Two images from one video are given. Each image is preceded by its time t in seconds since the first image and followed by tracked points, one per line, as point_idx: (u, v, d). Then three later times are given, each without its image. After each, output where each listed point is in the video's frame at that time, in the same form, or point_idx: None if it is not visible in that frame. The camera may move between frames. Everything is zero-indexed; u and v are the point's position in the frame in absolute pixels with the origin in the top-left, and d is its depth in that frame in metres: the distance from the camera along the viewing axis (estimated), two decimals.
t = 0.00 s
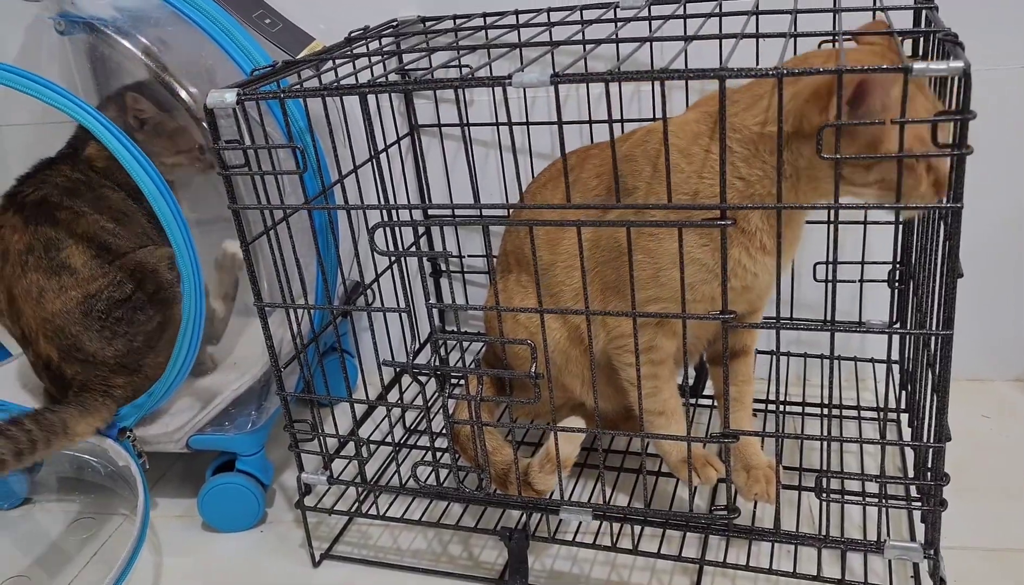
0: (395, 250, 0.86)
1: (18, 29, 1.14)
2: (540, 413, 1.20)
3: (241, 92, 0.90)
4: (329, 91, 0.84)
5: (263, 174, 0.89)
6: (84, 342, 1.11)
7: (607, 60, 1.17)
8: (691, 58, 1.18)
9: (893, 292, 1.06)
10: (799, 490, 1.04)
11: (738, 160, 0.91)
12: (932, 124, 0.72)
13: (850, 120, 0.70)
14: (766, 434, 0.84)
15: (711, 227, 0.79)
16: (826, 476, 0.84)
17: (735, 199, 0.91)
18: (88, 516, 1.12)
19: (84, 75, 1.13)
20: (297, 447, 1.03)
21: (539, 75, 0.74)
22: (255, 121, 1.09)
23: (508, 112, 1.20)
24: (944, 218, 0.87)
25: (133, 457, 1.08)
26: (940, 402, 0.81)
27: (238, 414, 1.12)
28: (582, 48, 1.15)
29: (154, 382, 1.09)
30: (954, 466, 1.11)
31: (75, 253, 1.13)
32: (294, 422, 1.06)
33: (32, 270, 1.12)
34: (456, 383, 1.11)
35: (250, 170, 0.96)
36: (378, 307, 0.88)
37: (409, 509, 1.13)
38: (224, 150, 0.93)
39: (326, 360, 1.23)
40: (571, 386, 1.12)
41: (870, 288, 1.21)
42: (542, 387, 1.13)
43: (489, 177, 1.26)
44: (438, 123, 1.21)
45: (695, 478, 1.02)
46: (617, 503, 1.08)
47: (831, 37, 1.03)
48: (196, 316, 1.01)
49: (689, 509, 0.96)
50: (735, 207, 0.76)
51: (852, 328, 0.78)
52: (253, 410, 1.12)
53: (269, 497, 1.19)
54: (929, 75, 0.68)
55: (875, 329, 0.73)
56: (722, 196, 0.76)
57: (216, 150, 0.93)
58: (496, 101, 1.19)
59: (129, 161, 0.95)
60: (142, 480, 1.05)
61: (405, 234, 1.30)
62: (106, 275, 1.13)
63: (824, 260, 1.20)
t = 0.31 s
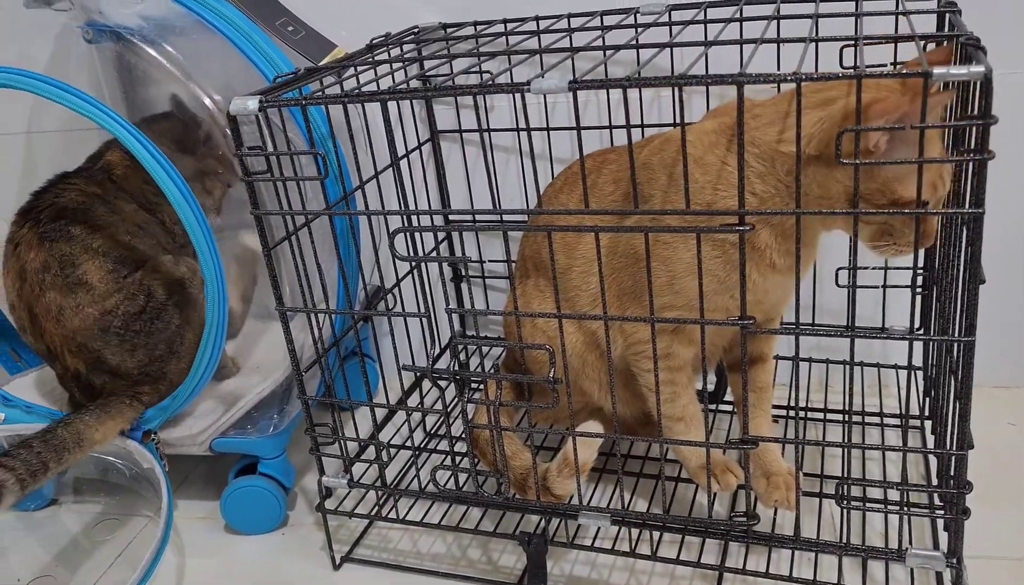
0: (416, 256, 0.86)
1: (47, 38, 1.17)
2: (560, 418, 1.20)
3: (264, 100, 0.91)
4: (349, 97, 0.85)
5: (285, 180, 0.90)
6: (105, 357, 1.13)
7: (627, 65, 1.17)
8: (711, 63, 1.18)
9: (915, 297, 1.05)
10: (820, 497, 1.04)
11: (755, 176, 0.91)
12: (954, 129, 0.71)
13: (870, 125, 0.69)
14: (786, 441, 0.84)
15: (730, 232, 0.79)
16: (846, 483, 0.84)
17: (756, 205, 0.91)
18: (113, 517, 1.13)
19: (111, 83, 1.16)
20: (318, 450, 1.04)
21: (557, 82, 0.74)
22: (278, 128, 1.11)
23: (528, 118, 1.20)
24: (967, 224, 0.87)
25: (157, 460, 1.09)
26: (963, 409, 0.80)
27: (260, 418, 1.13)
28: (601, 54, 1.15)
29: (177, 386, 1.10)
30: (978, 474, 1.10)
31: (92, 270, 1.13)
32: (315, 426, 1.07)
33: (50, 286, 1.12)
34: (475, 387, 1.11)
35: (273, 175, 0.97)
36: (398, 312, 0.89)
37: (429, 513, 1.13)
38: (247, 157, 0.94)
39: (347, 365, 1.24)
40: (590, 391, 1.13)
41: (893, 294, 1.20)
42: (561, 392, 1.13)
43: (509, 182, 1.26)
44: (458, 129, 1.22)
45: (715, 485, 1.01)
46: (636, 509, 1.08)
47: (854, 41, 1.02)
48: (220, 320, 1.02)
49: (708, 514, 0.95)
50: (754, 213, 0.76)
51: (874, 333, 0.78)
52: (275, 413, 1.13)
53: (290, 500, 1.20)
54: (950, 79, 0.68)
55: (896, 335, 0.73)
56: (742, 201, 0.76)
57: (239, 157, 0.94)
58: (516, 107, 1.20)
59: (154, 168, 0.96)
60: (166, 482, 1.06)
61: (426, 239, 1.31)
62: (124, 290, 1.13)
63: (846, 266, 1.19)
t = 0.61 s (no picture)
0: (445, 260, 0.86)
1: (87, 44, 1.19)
2: (588, 423, 1.19)
3: (297, 104, 0.92)
4: (381, 102, 0.86)
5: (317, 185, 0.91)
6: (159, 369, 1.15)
7: (659, 70, 1.17)
8: (745, 69, 1.17)
9: (951, 306, 1.03)
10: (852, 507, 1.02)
11: (785, 181, 0.90)
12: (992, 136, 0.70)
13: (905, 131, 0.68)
14: (817, 450, 0.83)
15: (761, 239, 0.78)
16: (878, 493, 0.83)
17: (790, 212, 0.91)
18: (144, 515, 1.15)
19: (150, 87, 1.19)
20: (348, 452, 1.05)
21: (587, 87, 0.75)
22: (312, 133, 1.12)
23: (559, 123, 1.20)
24: (1006, 233, 0.85)
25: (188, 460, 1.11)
26: (1000, 422, 0.79)
27: (290, 419, 1.13)
28: (633, 59, 1.15)
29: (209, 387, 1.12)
30: (1015, 487, 1.08)
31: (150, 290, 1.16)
32: (345, 428, 1.08)
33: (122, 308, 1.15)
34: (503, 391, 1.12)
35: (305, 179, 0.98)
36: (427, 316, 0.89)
37: (457, 517, 1.14)
38: (280, 161, 0.95)
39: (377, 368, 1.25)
40: (612, 399, 1.12)
41: (928, 303, 1.18)
42: (589, 398, 1.13)
43: (539, 187, 1.26)
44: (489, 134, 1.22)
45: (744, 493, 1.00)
46: (664, 516, 1.07)
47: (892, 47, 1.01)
48: (251, 322, 1.03)
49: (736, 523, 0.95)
50: (785, 220, 0.75)
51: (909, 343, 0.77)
52: (305, 415, 1.14)
53: (319, 502, 1.21)
54: (986, 85, 0.67)
55: (931, 345, 0.72)
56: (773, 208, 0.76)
57: (271, 161, 0.95)
58: (547, 112, 1.20)
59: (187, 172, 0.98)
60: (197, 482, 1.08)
61: (456, 244, 1.31)
62: (168, 306, 1.16)
63: (881, 274, 1.18)
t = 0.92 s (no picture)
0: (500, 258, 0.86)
1: (149, 44, 1.22)
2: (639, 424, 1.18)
3: (355, 103, 0.93)
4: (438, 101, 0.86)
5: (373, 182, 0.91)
6: (230, 356, 1.18)
7: (714, 71, 1.16)
8: (801, 70, 1.16)
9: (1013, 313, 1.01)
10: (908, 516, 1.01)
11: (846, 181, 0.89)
12: None
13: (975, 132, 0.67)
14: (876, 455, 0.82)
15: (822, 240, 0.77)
16: (939, 502, 0.82)
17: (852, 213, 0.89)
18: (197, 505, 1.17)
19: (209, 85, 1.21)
20: (398, 449, 1.05)
21: (647, 86, 0.75)
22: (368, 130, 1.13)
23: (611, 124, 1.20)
24: None
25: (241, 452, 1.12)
26: None
27: (342, 415, 1.14)
28: (687, 60, 1.14)
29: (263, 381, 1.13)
30: None
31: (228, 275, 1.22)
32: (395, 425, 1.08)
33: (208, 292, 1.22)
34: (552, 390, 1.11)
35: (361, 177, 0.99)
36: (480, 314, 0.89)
37: (504, 515, 1.13)
38: (337, 158, 0.96)
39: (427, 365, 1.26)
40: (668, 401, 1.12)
41: (988, 310, 1.16)
42: (641, 398, 1.12)
43: (589, 188, 1.26)
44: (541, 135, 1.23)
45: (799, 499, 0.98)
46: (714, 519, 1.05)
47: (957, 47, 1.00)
48: (305, 317, 1.04)
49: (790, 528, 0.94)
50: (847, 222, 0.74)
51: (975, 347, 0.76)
52: (357, 411, 1.15)
53: (368, 497, 1.22)
54: None
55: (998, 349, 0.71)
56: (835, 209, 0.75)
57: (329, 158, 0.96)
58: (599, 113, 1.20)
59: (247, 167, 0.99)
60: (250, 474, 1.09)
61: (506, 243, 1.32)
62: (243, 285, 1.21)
63: (939, 279, 1.16)
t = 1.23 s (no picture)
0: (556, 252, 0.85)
1: (206, 38, 1.24)
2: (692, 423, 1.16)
3: (411, 93, 0.93)
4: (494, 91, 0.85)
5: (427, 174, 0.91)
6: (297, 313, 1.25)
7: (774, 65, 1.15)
8: (864, 64, 1.13)
9: None
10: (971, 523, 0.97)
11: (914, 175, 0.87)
12: None
13: None
14: (942, 458, 0.79)
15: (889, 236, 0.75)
16: (1007, 508, 0.79)
17: (922, 209, 0.87)
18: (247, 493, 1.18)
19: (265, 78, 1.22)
20: (447, 442, 1.05)
21: (709, 78, 0.73)
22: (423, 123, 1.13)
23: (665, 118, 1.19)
24: None
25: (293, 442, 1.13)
26: None
27: (392, 408, 1.14)
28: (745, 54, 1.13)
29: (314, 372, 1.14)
30: None
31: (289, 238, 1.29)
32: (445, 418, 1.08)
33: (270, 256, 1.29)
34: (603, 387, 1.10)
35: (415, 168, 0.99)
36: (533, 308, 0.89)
37: (552, 512, 1.13)
38: (392, 149, 0.95)
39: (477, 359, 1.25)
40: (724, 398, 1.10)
41: None
42: (695, 396, 1.10)
43: (642, 184, 1.25)
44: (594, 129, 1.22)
45: (857, 503, 0.95)
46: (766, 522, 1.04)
47: None
48: (358, 307, 1.05)
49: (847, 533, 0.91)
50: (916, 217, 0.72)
51: None
52: (407, 404, 1.15)
53: (416, 490, 1.22)
54: None
55: None
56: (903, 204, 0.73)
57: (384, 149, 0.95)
58: (653, 108, 1.19)
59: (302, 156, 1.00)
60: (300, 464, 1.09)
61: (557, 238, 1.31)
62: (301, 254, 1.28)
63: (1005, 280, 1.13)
